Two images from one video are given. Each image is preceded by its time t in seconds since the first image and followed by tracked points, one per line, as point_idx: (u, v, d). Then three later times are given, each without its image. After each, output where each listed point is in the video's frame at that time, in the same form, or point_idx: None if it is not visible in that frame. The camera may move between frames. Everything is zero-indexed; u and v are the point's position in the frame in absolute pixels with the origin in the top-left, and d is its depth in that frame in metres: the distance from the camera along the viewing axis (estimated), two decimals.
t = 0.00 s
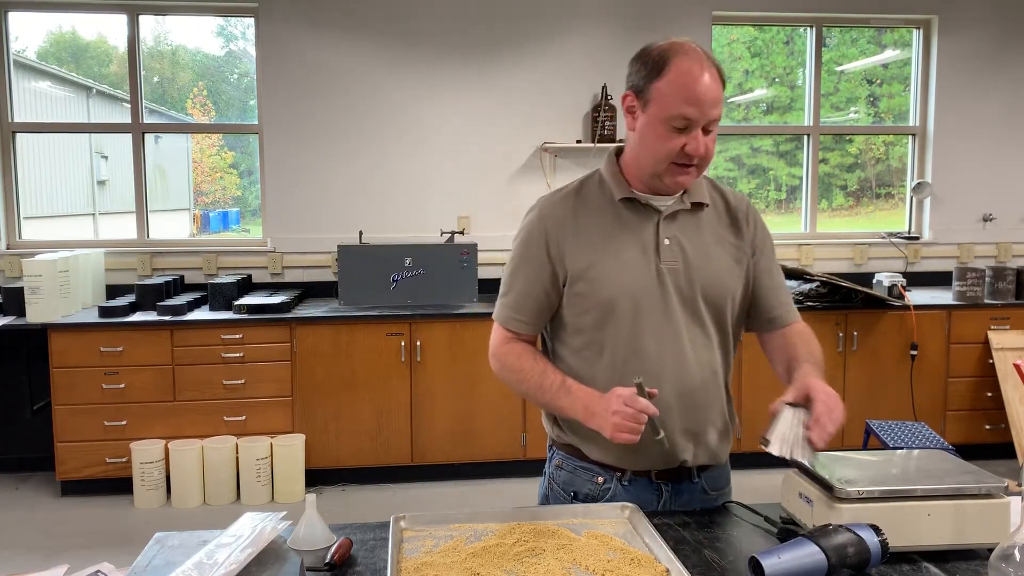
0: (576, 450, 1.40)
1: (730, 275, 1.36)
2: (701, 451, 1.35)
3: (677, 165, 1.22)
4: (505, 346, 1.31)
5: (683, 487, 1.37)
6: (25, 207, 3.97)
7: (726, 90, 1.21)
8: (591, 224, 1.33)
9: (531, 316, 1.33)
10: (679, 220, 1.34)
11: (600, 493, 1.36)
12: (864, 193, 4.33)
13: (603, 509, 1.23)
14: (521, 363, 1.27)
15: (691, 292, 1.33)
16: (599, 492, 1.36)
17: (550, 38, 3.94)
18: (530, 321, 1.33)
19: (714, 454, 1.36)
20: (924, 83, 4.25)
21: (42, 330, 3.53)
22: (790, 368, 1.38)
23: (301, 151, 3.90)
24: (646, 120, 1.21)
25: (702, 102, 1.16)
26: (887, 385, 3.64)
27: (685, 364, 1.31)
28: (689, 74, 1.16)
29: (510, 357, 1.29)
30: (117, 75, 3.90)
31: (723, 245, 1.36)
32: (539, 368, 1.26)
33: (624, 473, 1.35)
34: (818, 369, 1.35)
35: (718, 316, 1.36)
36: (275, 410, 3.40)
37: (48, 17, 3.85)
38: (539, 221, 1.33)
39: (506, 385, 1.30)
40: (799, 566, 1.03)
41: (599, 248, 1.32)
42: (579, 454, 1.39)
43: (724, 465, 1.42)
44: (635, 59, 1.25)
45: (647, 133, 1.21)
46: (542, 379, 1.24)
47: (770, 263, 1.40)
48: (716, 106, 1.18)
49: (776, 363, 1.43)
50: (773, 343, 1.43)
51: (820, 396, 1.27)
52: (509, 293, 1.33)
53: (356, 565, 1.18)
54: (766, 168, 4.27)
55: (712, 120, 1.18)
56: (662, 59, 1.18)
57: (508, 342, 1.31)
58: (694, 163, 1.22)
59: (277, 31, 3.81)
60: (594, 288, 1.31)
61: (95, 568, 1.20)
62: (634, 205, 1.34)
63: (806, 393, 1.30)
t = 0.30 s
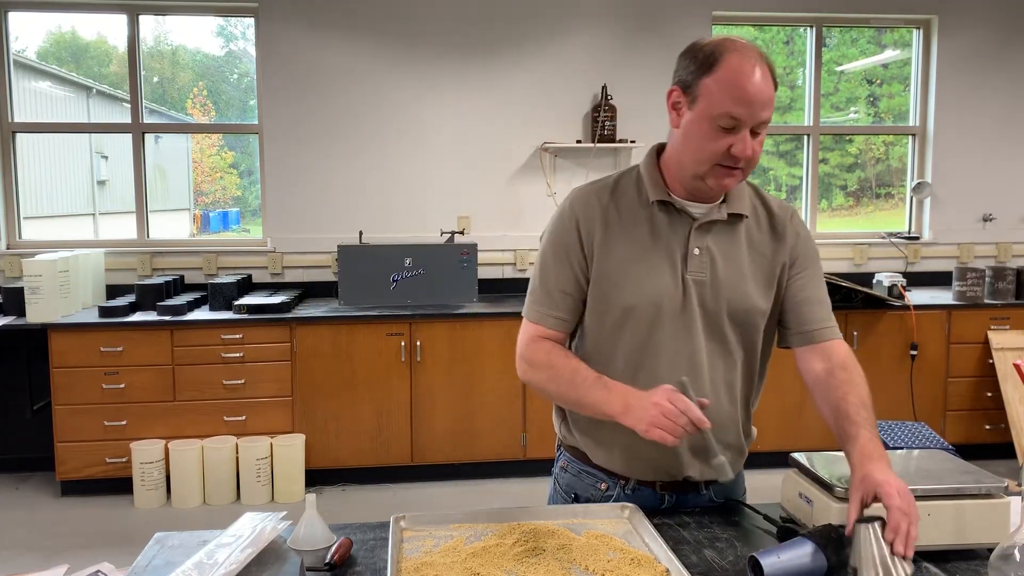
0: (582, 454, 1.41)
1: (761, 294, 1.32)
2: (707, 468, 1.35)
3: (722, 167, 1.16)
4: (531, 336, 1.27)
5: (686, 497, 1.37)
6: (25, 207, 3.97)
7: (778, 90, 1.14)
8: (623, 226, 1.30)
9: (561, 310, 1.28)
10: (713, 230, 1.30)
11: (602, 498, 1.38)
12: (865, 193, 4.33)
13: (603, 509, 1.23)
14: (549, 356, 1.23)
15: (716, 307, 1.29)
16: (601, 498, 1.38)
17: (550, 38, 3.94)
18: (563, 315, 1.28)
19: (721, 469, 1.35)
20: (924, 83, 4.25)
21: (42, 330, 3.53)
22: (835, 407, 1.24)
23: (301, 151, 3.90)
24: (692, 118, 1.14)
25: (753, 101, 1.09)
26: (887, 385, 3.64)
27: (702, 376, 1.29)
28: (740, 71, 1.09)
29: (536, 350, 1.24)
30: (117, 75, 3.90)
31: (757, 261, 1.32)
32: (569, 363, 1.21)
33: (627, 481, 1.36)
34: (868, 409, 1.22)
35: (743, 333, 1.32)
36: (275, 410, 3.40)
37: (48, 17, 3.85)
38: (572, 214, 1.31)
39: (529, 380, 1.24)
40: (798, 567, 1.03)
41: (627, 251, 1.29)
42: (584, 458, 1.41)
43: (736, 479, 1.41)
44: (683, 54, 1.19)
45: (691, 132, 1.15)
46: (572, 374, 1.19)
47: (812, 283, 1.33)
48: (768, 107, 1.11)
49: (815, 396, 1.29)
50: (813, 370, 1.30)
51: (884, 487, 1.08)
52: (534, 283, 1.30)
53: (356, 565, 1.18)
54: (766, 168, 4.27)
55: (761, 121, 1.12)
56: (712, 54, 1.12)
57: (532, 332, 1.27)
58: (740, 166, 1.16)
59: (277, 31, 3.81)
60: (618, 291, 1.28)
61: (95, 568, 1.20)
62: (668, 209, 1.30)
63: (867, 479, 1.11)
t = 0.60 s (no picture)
0: (585, 459, 1.42)
1: (775, 307, 1.31)
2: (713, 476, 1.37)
3: (739, 184, 1.13)
4: (575, 361, 1.19)
5: (688, 501, 1.38)
6: (25, 207, 3.97)
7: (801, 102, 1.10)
8: (644, 242, 1.25)
9: (605, 325, 1.20)
10: (731, 245, 1.27)
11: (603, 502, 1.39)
12: (865, 192, 4.33)
13: (604, 509, 1.23)
14: (609, 392, 1.13)
15: (735, 324, 1.28)
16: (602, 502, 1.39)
17: (550, 38, 3.94)
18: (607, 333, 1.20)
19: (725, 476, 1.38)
20: (924, 82, 4.25)
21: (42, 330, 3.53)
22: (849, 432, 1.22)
23: (301, 151, 3.90)
24: (709, 132, 1.11)
25: (776, 119, 1.05)
26: (887, 385, 3.64)
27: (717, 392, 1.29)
28: (760, 86, 1.05)
29: (585, 381, 1.15)
30: (117, 75, 3.90)
31: (773, 273, 1.31)
32: (638, 407, 1.11)
33: (629, 487, 1.36)
34: (882, 430, 1.22)
35: (762, 348, 1.30)
36: (275, 410, 3.40)
37: (48, 17, 3.85)
38: (596, 227, 1.24)
39: (579, 415, 1.15)
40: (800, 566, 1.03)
41: (648, 269, 1.25)
42: (586, 462, 1.42)
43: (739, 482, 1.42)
44: (701, 61, 1.14)
45: (710, 147, 1.12)
46: (641, 419, 1.09)
47: (829, 292, 1.33)
48: (789, 122, 1.07)
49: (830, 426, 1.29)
50: (829, 391, 1.29)
51: (894, 529, 1.03)
52: (561, 300, 1.23)
53: (356, 565, 1.18)
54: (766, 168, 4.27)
55: (782, 137, 1.08)
56: (733, 66, 1.07)
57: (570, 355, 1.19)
58: (758, 183, 1.13)
59: (276, 31, 3.81)
60: (639, 309, 1.25)
61: (95, 567, 1.20)
62: (688, 224, 1.26)
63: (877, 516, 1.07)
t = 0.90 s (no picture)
0: (584, 460, 1.41)
1: (777, 313, 1.31)
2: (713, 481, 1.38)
3: (750, 196, 1.13)
4: (592, 375, 1.17)
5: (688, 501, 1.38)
6: (25, 207, 3.97)
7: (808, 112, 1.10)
8: (651, 251, 1.24)
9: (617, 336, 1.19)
10: (736, 252, 1.27)
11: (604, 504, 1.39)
12: (864, 192, 4.33)
13: (603, 509, 1.23)
14: (636, 414, 1.11)
15: (740, 332, 1.27)
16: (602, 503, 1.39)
17: (549, 38, 3.94)
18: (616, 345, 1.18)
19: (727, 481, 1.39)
20: (924, 82, 4.25)
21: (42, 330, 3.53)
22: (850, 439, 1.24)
23: (301, 151, 3.90)
24: (718, 145, 1.10)
25: (787, 130, 1.05)
26: (887, 385, 3.64)
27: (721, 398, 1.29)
28: (769, 100, 1.05)
29: (612, 401, 1.13)
30: (117, 75, 3.90)
31: (776, 279, 1.31)
32: (668, 432, 1.10)
33: (630, 489, 1.37)
34: (884, 435, 1.23)
35: (766, 354, 1.30)
36: (275, 410, 3.40)
37: (48, 17, 3.85)
38: (603, 237, 1.23)
39: (602, 434, 1.13)
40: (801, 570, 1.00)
41: (655, 278, 1.24)
42: (586, 463, 1.41)
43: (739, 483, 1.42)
44: (704, 73, 1.14)
45: (719, 160, 1.11)
46: (670, 445, 1.08)
47: (829, 294, 1.33)
48: (798, 134, 1.07)
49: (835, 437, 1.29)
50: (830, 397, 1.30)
51: (897, 540, 1.04)
52: (569, 312, 1.22)
53: (356, 565, 1.18)
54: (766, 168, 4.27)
55: (792, 148, 1.08)
56: (740, 78, 1.07)
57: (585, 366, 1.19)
58: (769, 194, 1.13)
59: (276, 31, 3.81)
60: (645, 318, 1.25)
61: (95, 567, 1.20)
62: (694, 233, 1.25)
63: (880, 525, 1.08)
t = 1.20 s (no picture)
0: (583, 461, 1.41)
1: (777, 313, 1.31)
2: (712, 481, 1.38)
3: (758, 199, 1.13)
4: (594, 381, 1.17)
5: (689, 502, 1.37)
6: (25, 207, 3.97)
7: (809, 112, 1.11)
8: (652, 254, 1.25)
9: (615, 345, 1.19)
10: (736, 254, 1.27)
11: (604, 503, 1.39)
12: (865, 193, 4.33)
13: (603, 508, 1.23)
14: (641, 421, 1.11)
15: (741, 334, 1.27)
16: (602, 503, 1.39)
17: (549, 38, 3.94)
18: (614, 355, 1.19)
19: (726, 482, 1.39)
20: (924, 82, 4.25)
21: (42, 330, 3.53)
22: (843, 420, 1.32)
23: (301, 151, 3.90)
24: (723, 151, 1.10)
25: (792, 132, 1.06)
26: (887, 385, 3.64)
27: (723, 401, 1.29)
28: (774, 104, 1.05)
29: (617, 407, 1.13)
30: (117, 75, 3.90)
31: (775, 278, 1.30)
32: (672, 440, 1.10)
33: (630, 489, 1.36)
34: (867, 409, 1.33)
35: (767, 356, 1.30)
36: (275, 410, 3.40)
37: (48, 17, 3.85)
38: (603, 241, 1.23)
39: (607, 440, 1.13)
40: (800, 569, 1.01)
41: (655, 281, 1.24)
42: (586, 464, 1.41)
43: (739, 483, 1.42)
44: (703, 79, 1.14)
45: (727, 165, 1.11)
46: (675, 453, 1.08)
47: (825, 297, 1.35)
48: (802, 134, 1.07)
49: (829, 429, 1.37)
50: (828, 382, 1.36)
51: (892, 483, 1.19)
52: (571, 317, 1.22)
53: (356, 565, 1.18)
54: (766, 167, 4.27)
55: (798, 148, 1.08)
56: (742, 83, 1.07)
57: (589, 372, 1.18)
58: (777, 195, 1.13)
59: (276, 31, 3.81)
60: (645, 322, 1.25)
61: (95, 567, 1.20)
62: (695, 235, 1.25)
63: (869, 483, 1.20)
